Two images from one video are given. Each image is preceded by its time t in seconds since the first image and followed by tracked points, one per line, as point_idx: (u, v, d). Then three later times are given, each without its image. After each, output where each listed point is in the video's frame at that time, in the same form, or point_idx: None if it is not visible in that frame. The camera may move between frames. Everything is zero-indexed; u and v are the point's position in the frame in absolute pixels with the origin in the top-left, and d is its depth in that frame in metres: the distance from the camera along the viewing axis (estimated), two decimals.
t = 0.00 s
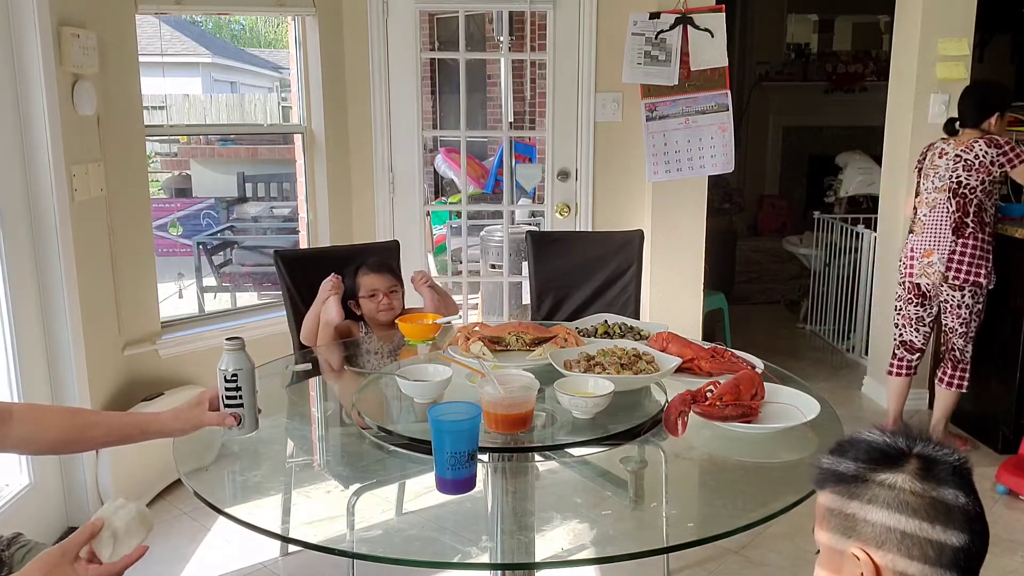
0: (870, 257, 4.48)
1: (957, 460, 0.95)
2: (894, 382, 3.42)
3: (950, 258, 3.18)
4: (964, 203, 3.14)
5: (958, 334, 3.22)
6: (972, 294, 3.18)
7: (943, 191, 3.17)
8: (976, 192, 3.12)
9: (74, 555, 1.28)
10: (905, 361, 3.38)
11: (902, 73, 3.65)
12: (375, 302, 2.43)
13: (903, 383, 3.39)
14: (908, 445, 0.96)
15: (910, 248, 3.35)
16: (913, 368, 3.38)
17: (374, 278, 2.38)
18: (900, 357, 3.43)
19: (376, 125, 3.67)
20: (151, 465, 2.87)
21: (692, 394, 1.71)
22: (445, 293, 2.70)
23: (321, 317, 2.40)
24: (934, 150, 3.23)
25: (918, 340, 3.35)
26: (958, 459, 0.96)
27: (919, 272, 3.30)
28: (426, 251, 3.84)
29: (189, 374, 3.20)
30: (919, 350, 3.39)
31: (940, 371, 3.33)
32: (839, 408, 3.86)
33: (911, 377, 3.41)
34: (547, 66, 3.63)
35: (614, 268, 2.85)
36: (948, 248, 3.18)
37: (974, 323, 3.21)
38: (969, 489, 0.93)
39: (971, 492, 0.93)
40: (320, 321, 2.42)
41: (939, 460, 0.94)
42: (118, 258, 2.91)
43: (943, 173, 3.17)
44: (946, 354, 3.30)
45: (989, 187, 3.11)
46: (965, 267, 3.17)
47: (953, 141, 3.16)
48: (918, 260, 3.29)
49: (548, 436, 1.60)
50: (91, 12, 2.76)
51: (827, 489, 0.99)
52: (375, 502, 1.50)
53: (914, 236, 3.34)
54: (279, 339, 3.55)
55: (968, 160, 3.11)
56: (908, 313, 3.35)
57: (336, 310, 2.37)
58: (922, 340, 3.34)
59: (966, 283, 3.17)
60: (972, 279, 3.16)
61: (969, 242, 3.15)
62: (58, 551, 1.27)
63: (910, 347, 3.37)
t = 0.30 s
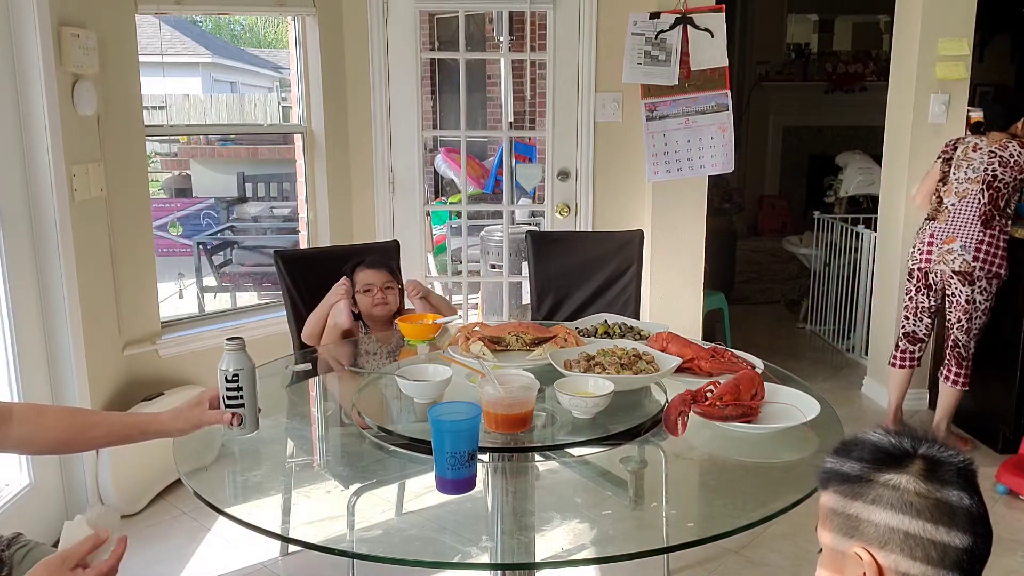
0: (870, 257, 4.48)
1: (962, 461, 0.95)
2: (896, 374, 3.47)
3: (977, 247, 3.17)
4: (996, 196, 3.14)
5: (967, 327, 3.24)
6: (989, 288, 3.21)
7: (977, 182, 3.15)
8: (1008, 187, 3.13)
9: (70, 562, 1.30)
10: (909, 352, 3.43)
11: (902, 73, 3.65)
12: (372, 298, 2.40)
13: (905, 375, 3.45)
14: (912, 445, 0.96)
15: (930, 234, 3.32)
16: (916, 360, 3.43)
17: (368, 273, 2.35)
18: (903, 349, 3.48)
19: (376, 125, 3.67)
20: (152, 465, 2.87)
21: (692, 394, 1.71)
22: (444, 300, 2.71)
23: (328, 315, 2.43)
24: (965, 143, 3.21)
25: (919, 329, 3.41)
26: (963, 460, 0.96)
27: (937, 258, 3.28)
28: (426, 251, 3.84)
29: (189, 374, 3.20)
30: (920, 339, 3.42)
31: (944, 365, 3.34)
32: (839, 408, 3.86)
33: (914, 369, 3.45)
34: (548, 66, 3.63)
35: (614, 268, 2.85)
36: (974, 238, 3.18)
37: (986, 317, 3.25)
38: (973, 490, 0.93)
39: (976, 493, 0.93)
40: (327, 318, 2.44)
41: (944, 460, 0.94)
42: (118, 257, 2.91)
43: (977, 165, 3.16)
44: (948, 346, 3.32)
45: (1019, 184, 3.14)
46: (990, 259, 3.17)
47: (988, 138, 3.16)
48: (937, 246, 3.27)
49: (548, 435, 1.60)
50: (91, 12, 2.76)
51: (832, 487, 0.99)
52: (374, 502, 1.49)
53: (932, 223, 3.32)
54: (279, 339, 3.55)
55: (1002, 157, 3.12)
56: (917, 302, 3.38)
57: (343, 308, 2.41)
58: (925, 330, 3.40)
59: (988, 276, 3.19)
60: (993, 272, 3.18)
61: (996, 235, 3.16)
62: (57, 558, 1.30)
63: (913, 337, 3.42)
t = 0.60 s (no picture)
0: (870, 257, 4.48)
1: (963, 461, 0.95)
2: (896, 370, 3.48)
3: (988, 243, 3.18)
4: (1009, 195, 3.16)
5: (972, 324, 3.25)
6: (995, 285, 3.21)
7: (992, 180, 3.17)
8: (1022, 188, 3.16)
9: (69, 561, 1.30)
10: (909, 349, 3.43)
11: (903, 73, 3.65)
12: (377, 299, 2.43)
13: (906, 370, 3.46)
14: (913, 445, 0.96)
15: (939, 227, 3.31)
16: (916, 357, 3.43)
17: (373, 271, 2.40)
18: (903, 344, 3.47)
19: (377, 124, 3.67)
20: (152, 465, 2.87)
21: (692, 394, 1.71)
22: (444, 301, 2.75)
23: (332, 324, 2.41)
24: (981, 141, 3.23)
25: (921, 325, 3.40)
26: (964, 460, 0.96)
27: (948, 251, 3.27)
28: (426, 251, 3.84)
29: (189, 374, 3.20)
30: (921, 334, 3.42)
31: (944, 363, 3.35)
32: (838, 408, 3.86)
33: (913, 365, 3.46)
34: (547, 66, 3.63)
35: (614, 268, 2.85)
36: (985, 234, 3.18)
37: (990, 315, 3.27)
38: (975, 491, 0.93)
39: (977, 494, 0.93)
40: (332, 328, 2.43)
41: (945, 460, 0.94)
42: (118, 257, 2.91)
43: (993, 163, 3.17)
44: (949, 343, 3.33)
45: None
46: (998, 257, 3.18)
47: (1002, 138, 3.18)
48: (947, 240, 3.26)
49: (548, 436, 1.60)
50: (91, 12, 2.75)
51: (834, 486, 0.99)
52: (375, 502, 1.49)
53: (943, 216, 3.31)
54: (279, 339, 3.55)
55: (1018, 159, 3.15)
56: (922, 297, 3.38)
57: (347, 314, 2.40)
58: (926, 326, 3.39)
59: (995, 274, 3.19)
60: (1000, 270, 3.19)
61: (1006, 233, 3.17)
62: (54, 559, 1.29)
63: (914, 332, 3.41)
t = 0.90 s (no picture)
0: (870, 257, 4.48)
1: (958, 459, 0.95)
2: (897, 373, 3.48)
3: (986, 246, 3.16)
4: (1005, 196, 3.14)
5: (971, 326, 3.24)
6: (994, 287, 3.21)
7: (987, 182, 3.15)
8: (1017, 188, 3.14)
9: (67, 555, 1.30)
10: (912, 352, 3.44)
11: (903, 73, 3.65)
12: (372, 302, 2.42)
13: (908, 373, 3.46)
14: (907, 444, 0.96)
15: (937, 231, 3.30)
16: (918, 359, 3.44)
17: (370, 274, 2.39)
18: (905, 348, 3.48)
19: (377, 124, 3.67)
20: (153, 466, 2.88)
21: (692, 393, 1.71)
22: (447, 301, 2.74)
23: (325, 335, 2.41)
24: (976, 142, 3.21)
25: (922, 329, 3.41)
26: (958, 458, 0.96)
27: (946, 255, 3.26)
28: (426, 251, 3.84)
29: (189, 374, 3.20)
30: (920, 337, 3.43)
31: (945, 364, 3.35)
32: (838, 408, 3.86)
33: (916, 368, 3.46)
34: (547, 66, 3.63)
35: (614, 268, 2.85)
36: (982, 236, 3.17)
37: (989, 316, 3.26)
38: (973, 490, 0.93)
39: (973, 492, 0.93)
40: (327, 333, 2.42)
41: (940, 458, 0.94)
42: (118, 257, 2.91)
43: (987, 164, 3.15)
44: (948, 345, 3.32)
45: None
46: (997, 259, 3.18)
47: (997, 138, 3.16)
48: (945, 243, 3.26)
49: (548, 436, 1.60)
50: (90, 13, 2.75)
51: (833, 490, 0.98)
52: (375, 502, 1.50)
53: (941, 220, 3.30)
54: (279, 339, 3.55)
55: (1013, 158, 3.13)
56: (923, 301, 3.38)
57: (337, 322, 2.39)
58: (928, 330, 3.41)
59: (994, 275, 3.19)
60: (999, 271, 3.19)
61: (1003, 235, 3.16)
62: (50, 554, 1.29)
63: (915, 336, 3.43)
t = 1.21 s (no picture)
0: (870, 257, 4.48)
1: (955, 461, 0.94)
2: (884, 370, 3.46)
3: (967, 251, 3.17)
4: (983, 197, 3.13)
5: (964, 331, 3.23)
6: (984, 289, 3.19)
7: (962, 185, 3.16)
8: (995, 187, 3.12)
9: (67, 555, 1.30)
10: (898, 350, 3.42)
11: (903, 74, 3.65)
12: (365, 304, 2.42)
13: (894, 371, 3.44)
14: (901, 443, 0.97)
15: (923, 240, 3.34)
16: (905, 358, 3.42)
17: (365, 276, 2.38)
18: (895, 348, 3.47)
19: (377, 124, 3.67)
20: (153, 466, 2.87)
21: (692, 394, 1.71)
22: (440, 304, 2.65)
23: (328, 337, 2.47)
24: (952, 145, 3.23)
25: (914, 333, 3.41)
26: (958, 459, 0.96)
27: (930, 263, 3.29)
28: (426, 251, 3.84)
29: (189, 374, 3.20)
30: (918, 344, 3.42)
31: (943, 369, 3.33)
32: (838, 408, 3.86)
33: (904, 366, 3.44)
34: (548, 66, 3.63)
35: (614, 268, 2.85)
36: (963, 242, 3.17)
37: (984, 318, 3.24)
38: (972, 490, 0.91)
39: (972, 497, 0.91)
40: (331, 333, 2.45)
41: (936, 460, 0.94)
42: (118, 256, 2.91)
43: (962, 167, 3.16)
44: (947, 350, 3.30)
45: (1004, 183, 3.13)
46: (981, 261, 3.16)
47: (972, 138, 3.17)
48: (929, 252, 3.28)
49: (548, 435, 1.60)
50: (90, 12, 2.75)
51: (829, 485, 1.00)
52: (374, 502, 1.50)
53: (926, 228, 3.34)
54: (279, 339, 3.55)
55: (988, 156, 3.12)
56: (915, 308, 3.38)
57: (342, 324, 2.45)
58: (920, 334, 3.40)
59: (981, 277, 3.17)
60: (986, 274, 3.17)
61: (985, 237, 3.15)
62: (50, 555, 1.29)
63: (905, 339, 3.42)
